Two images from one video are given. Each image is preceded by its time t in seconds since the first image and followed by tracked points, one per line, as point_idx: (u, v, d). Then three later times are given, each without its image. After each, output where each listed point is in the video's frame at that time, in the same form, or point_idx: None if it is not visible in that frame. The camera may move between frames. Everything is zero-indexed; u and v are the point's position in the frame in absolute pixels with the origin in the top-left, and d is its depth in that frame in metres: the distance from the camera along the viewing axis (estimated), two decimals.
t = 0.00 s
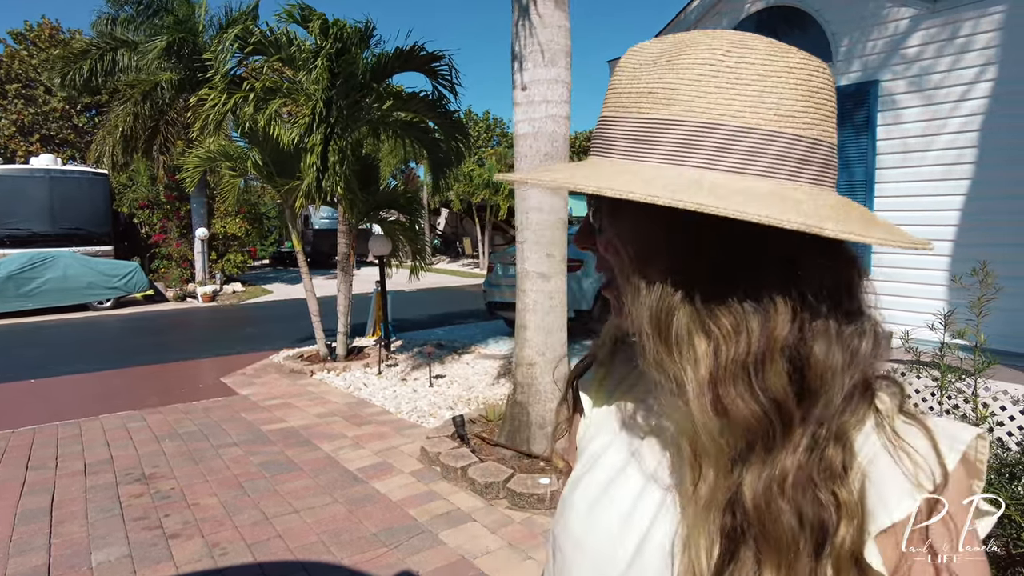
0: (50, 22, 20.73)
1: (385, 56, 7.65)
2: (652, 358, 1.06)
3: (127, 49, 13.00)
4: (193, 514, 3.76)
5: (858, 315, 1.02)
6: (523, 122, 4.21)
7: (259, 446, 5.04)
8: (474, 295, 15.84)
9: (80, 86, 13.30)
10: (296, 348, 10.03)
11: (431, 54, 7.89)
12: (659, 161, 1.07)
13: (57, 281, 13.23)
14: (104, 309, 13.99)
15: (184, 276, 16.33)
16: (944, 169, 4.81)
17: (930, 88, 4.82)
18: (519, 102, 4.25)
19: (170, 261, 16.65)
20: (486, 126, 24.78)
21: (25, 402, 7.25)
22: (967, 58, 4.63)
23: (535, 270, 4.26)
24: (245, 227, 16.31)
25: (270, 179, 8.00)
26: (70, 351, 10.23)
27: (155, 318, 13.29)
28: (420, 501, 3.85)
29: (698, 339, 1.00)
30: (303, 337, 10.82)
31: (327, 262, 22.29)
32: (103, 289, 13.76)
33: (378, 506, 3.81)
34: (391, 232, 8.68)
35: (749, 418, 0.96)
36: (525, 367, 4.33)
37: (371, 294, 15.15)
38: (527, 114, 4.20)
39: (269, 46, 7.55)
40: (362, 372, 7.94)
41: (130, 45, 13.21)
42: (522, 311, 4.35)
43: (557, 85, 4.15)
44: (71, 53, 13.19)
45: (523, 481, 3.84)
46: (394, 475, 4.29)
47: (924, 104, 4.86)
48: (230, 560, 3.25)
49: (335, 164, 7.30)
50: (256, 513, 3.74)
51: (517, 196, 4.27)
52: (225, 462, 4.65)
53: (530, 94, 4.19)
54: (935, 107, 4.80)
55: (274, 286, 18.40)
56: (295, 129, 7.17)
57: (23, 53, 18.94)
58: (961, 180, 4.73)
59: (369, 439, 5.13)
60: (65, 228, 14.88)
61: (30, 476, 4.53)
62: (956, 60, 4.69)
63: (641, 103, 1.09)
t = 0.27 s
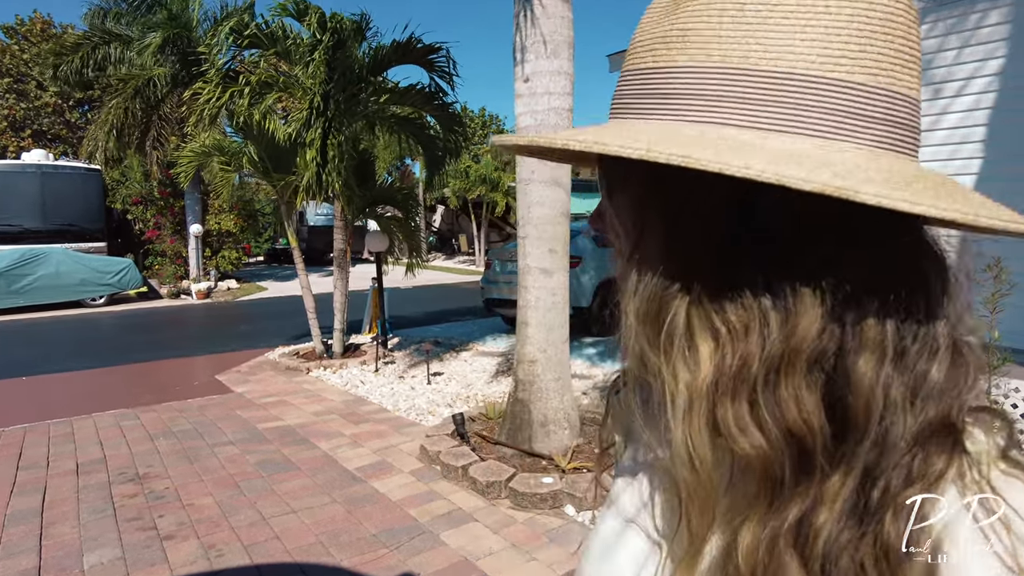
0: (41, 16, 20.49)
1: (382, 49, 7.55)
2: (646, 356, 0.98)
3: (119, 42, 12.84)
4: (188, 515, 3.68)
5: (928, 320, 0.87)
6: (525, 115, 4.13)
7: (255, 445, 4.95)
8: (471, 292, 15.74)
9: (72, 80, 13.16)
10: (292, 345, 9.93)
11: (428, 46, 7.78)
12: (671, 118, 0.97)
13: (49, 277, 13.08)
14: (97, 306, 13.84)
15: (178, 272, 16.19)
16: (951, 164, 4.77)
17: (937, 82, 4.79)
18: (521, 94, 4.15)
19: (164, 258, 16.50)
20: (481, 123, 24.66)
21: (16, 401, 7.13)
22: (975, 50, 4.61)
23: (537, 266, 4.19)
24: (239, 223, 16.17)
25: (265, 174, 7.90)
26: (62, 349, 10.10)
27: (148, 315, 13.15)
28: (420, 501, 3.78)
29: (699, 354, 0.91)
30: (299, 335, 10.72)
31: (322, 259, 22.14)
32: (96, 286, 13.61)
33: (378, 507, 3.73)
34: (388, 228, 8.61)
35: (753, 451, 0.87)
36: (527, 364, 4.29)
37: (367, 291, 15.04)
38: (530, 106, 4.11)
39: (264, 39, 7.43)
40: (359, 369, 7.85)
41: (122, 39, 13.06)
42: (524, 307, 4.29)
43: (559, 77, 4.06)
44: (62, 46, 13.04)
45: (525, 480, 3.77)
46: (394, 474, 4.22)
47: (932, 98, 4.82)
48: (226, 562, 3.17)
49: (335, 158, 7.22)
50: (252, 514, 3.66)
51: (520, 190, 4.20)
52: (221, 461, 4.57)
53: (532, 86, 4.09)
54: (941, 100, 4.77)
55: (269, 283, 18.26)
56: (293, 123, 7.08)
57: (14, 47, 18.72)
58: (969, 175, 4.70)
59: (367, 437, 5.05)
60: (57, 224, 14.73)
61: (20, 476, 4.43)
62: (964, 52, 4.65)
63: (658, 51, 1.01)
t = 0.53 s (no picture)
0: (30, 9, 20.18)
1: (380, 41, 7.41)
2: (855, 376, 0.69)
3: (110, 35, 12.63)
4: (180, 523, 3.53)
5: None
6: (530, 107, 3.99)
7: (251, 448, 4.80)
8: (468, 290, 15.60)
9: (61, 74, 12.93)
10: (288, 343, 9.77)
11: (426, 36, 7.62)
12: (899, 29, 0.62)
13: (38, 274, 12.88)
14: (88, 304, 13.63)
15: (170, 270, 15.97)
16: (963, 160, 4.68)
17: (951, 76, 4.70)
18: (526, 85, 4.01)
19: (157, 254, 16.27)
20: (477, 119, 24.50)
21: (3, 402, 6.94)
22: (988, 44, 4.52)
23: (543, 263, 4.06)
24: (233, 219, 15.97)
25: (260, 169, 7.74)
26: (51, 348, 9.89)
27: (140, 313, 12.94)
28: (423, 507, 3.65)
29: (884, 341, 0.65)
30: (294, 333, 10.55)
31: (316, 256, 21.92)
32: (88, 283, 13.43)
33: (379, 514, 3.59)
34: (385, 224, 8.46)
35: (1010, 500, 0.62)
36: (531, 365, 4.17)
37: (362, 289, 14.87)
38: (536, 98, 3.98)
39: (258, 31, 7.25)
40: (356, 368, 7.71)
41: (113, 32, 12.84)
42: (528, 306, 4.16)
43: (566, 67, 3.93)
44: (52, 39, 12.81)
45: (532, 485, 3.64)
46: (394, 478, 4.08)
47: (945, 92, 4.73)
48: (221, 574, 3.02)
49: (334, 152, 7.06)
50: (248, 521, 3.52)
51: (524, 185, 4.06)
52: (215, 465, 4.42)
53: (538, 77, 3.96)
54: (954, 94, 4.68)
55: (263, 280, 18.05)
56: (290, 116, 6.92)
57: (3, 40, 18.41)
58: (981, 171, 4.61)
59: (366, 439, 4.91)
60: (47, 220, 14.53)
61: (5, 481, 4.27)
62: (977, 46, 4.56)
63: None
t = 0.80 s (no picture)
0: None
1: (384, 30, 7.24)
2: None
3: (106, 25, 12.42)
4: (183, 530, 3.38)
5: None
6: (546, 96, 3.83)
7: (254, 448, 4.65)
8: (468, 284, 15.46)
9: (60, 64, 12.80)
10: (288, 339, 9.60)
11: (431, 26, 7.44)
12: None
13: (33, 268, 12.67)
14: (84, 297, 13.44)
15: (168, 263, 15.76)
16: (991, 152, 4.52)
17: (980, 65, 4.54)
18: (542, 73, 3.85)
19: (154, 248, 16.08)
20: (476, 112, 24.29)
21: None
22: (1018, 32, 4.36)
23: (559, 260, 3.89)
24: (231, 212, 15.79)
25: (260, 161, 7.58)
26: (47, 343, 9.70)
27: (138, 307, 12.75)
28: (436, 513, 3.50)
29: None
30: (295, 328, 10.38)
31: (315, 249, 21.73)
32: (83, 276, 13.25)
33: (390, 520, 3.44)
34: (388, 217, 8.31)
35: None
36: (546, 365, 4.00)
37: (362, 283, 14.71)
38: (552, 87, 3.81)
39: (259, 18, 7.05)
40: (359, 365, 7.57)
41: (109, 21, 12.61)
42: (542, 304, 3.99)
43: (584, 55, 3.77)
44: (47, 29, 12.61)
45: (550, 491, 3.50)
46: (404, 482, 3.94)
47: (974, 82, 4.57)
48: None
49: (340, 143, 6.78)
50: (254, 529, 3.37)
51: (540, 177, 3.90)
52: (217, 468, 4.26)
53: (555, 64, 3.80)
54: (983, 85, 4.53)
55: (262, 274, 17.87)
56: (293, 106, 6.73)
57: None
58: (1009, 163, 4.44)
59: (372, 440, 4.76)
60: (42, 212, 14.31)
61: None
62: (1008, 35, 4.41)
63: None
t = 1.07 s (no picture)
0: None
1: (394, 21, 7.11)
2: None
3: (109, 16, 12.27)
4: (195, 531, 3.31)
5: None
6: (564, 86, 3.74)
7: (265, 445, 4.58)
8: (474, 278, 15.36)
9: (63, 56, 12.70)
10: (295, 332, 9.53)
11: (442, 18, 7.32)
12: None
13: (39, 261, 12.63)
14: (89, 290, 13.40)
15: (173, 256, 15.70)
16: (1020, 145, 4.40)
17: (1009, 56, 4.42)
18: (561, 62, 3.75)
19: (158, 240, 16.01)
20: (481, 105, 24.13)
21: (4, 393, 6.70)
22: None
23: (577, 255, 3.78)
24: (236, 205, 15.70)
25: (269, 154, 7.51)
26: (54, 336, 9.65)
27: (143, 300, 12.69)
28: (453, 514, 3.42)
29: None
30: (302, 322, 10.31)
31: (320, 242, 21.65)
32: (89, 270, 13.24)
33: (406, 520, 3.36)
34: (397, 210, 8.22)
35: None
36: (563, 362, 3.90)
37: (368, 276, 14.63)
38: (572, 76, 3.71)
39: (267, 8, 6.94)
40: (368, 359, 7.49)
41: (113, 13, 12.47)
42: (559, 299, 3.88)
43: (605, 44, 3.66)
44: (51, 22, 12.53)
45: (570, 491, 3.42)
46: (420, 480, 3.86)
47: (1003, 73, 4.45)
48: None
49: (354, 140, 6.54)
50: (268, 529, 3.30)
51: (558, 170, 3.80)
52: (228, 465, 4.19)
53: (575, 54, 3.69)
54: (1012, 76, 4.40)
55: (267, 267, 17.80)
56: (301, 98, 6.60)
57: None
58: None
59: (385, 437, 4.69)
60: (46, 205, 14.26)
61: (8, 481, 4.04)
62: None
63: None
